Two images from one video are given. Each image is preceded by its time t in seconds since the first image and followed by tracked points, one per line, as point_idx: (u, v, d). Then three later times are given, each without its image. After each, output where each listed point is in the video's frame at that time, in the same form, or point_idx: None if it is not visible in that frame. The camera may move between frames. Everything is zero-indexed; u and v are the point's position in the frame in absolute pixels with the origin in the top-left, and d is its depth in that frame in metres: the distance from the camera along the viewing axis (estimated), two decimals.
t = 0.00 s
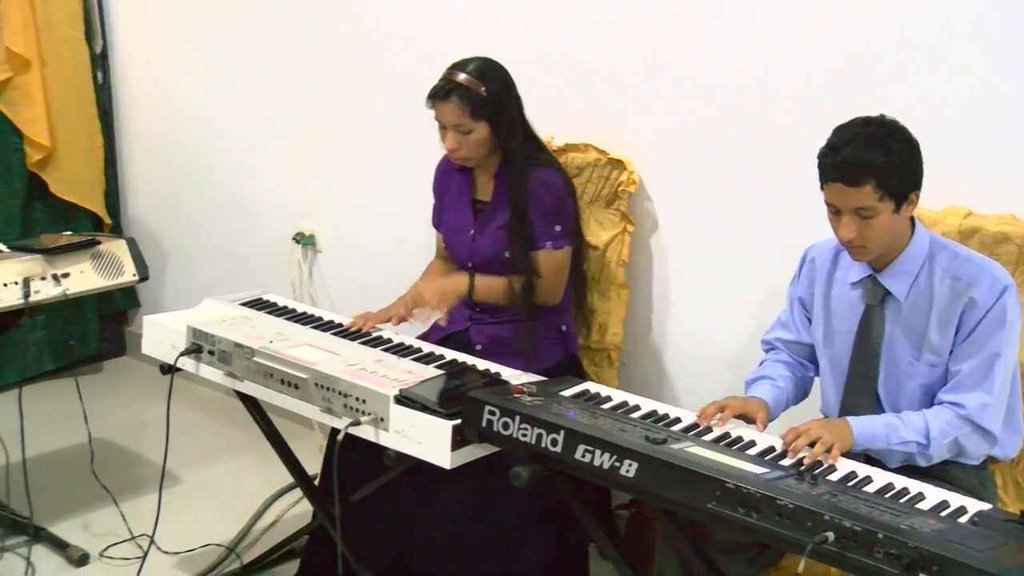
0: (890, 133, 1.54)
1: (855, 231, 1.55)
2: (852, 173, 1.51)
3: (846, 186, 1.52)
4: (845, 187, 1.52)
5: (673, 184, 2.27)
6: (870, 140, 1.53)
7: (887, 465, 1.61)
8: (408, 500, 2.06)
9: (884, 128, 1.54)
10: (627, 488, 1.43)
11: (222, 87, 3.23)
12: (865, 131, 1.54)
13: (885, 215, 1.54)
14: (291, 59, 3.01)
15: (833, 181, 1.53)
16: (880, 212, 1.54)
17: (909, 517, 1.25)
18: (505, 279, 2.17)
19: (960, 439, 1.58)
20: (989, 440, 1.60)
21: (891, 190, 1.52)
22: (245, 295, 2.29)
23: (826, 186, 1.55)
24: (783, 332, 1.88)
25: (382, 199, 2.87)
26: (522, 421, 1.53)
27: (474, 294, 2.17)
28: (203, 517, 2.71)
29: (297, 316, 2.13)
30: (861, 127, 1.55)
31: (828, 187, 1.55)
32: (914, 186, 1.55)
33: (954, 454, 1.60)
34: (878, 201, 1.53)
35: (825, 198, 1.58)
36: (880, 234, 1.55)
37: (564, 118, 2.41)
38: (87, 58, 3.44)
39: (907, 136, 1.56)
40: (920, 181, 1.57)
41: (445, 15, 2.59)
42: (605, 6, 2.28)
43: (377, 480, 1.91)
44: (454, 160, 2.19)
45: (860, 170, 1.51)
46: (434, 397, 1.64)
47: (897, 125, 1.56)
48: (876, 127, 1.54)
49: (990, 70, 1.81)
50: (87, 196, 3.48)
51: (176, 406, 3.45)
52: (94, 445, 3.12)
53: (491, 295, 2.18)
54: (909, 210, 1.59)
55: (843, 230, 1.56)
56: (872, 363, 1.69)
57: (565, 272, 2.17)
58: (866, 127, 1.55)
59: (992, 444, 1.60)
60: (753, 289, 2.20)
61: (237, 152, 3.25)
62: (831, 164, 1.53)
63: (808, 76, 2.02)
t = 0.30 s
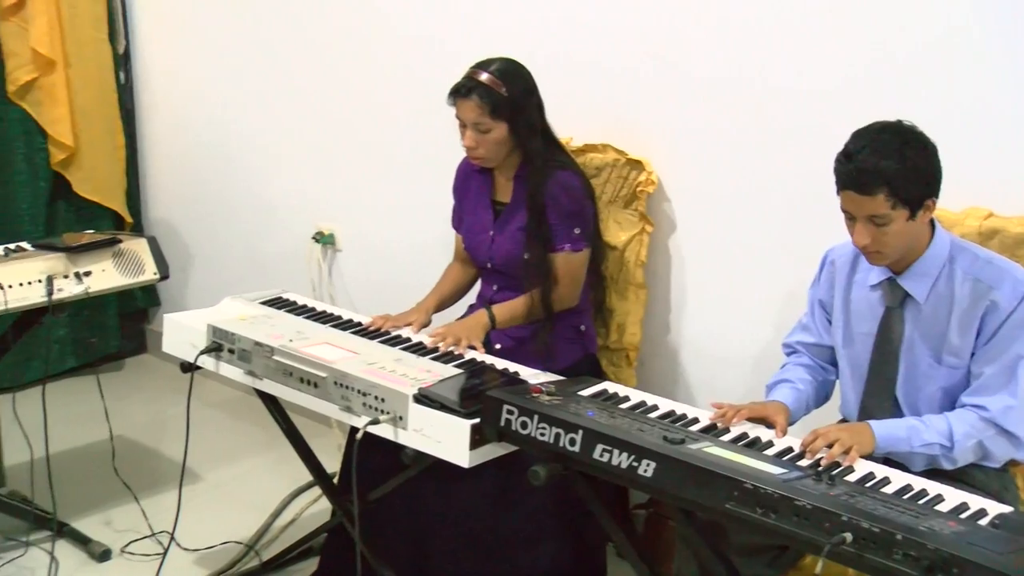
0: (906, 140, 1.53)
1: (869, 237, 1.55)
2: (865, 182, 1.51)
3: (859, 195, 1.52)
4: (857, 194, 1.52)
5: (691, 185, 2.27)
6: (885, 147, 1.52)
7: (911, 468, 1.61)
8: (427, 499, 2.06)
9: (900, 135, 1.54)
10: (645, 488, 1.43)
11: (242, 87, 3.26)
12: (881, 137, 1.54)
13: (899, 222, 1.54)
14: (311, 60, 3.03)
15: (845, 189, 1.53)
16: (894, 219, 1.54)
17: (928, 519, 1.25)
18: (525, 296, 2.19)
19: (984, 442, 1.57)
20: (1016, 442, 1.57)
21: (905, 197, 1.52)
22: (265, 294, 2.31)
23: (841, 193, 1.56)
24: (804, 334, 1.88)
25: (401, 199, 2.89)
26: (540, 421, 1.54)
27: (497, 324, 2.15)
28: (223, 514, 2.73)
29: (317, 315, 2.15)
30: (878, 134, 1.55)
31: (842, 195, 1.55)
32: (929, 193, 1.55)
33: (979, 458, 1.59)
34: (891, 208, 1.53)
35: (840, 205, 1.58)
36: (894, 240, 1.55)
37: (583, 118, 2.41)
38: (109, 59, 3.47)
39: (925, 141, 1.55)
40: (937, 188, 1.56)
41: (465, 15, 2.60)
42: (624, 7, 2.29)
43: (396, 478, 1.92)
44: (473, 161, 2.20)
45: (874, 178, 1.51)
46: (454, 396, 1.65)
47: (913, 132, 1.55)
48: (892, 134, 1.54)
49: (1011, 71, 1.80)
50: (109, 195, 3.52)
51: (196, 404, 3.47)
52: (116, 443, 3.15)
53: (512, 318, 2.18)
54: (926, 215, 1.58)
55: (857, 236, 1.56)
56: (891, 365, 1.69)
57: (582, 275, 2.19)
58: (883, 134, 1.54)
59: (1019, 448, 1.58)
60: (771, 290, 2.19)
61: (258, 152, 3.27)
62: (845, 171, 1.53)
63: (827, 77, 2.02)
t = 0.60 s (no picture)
0: (932, 140, 1.53)
1: (885, 233, 1.56)
2: (888, 177, 1.52)
3: (880, 190, 1.53)
4: (879, 189, 1.53)
5: (715, 186, 2.28)
6: (910, 145, 1.52)
7: (927, 463, 1.63)
8: (452, 495, 2.08)
9: (926, 135, 1.54)
10: (667, 487, 1.44)
11: (270, 88, 3.29)
12: (908, 136, 1.54)
13: (916, 222, 1.54)
14: (338, 61, 3.06)
15: (867, 183, 1.54)
16: (913, 218, 1.54)
17: (951, 521, 1.25)
18: (548, 295, 2.19)
19: (1002, 440, 1.57)
20: None
21: (925, 197, 1.52)
22: (292, 292, 2.34)
23: (864, 187, 1.57)
24: (824, 334, 1.88)
25: (426, 199, 2.91)
26: (564, 420, 1.56)
27: (520, 324, 2.16)
28: (249, 510, 2.76)
29: (342, 313, 2.18)
30: (907, 132, 1.55)
31: (865, 189, 1.56)
32: (952, 195, 1.54)
33: (997, 456, 1.59)
34: (911, 206, 1.53)
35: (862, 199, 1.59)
36: (911, 239, 1.56)
37: (607, 118, 2.42)
38: (140, 59, 3.52)
39: (952, 142, 1.55)
40: (962, 191, 1.56)
41: (492, 17, 2.61)
42: (649, 7, 2.29)
43: (420, 475, 1.94)
44: (497, 157, 2.22)
45: (895, 174, 1.51)
46: (478, 395, 1.67)
47: (943, 134, 1.55)
48: (920, 133, 1.54)
49: None
50: (139, 194, 3.57)
51: (223, 401, 3.52)
52: (144, 438, 3.20)
53: (535, 318, 2.18)
54: (948, 218, 1.58)
55: (874, 231, 1.57)
56: (912, 365, 1.69)
57: (605, 272, 2.20)
58: (910, 133, 1.54)
59: None
60: (794, 291, 2.20)
61: (285, 152, 3.31)
62: (871, 165, 1.54)
63: (853, 78, 2.02)
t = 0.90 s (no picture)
0: (961, 145, 1.53)
1: (924, 242, 1.55)
2: (923, 186, 1.51)
3: (917, 200, 1.52)
4: (916, 199, 1.52)
5: (743, 187, 2.28)
6: (941, 151, 1.52)
7: (956, 466, 1.61)
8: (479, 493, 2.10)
9: (954, 140, 1.54)
10: (693, 486, 1.45)
11: (302, 89, 3.33)
12: (937, 143, 1.54)
13: (956, 227, 1.54)
14: (369, 62, 3.09)
15: (903, 194, 1.53)
16: (951, 224, 1.54)
17: (979, 523, 1.25)
18: (576, 295, 2.21)
19: None
20: None
21: (963, 202, 1.52)
22: (322, 291, 2.37)
23: (896, 198, 1.55)
24: (851, 338, 1.87)
25: (455, 199, 2.93)
26: (591, 418, 1.57)
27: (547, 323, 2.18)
28: (278, 506, 2.80)
29: (372, 312, 2.20)
30: (933, 139, 1.55)
31: (898, 199, 1.55)
32: (986, 199, 1.55)
33: None
34: (949, 213, 1.53)
35: (894, 209, 1.58)
36: (949, 245, 1.55)
37: (634, 120, 2.43)
38: (174, 61, 3.57)
39: (979, 145, 1.55)
40: (993, 194, 1.56)
41: (520, 19, 2.63)
42: (679, 9, 2.30)
43: (448, 473, 1.96)
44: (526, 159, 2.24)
45: (932, 183, 1.51)
46: (506, 393, 1.68)
47: (969, 136, 1.55)
48: (948, 139, 1.54)
49: None
50: (172, 193, 3.62)
51: (253, 398, 3.56)
52: (176, 434, 3.25)
53: (561, 318, 2.20)
54: (981, 221, 1.58)
55: (912, 241, 1.56)
56: (940, 368, 1.69)
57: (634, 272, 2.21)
58: (939, 139, 1.54)
59: None
60: (822, 292, 2.20)
61: (316, 152, 3.34)
62: (903, 176, 1.53)
63: (884, 81, 2.02)
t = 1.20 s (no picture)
0: (989, 146, 1.53)
1: (948, 242, 1.55)
2: (947, 187, 1.51)
3: (941, 200, 1.52)
4: (939, 199, 1.53)
5: (768, 188, 2.29)
6: (967, 152, 1.52)
7: (982, 469, 1.62)
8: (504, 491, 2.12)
9: (981, 141, 1.54)
10: (716, 484, 1.46)
11: (331, 89, 3.37)
12: (962, 144, 1.54)
13: (980, 228, 1.54)
14: (398, 62, 3.11)
15: (926, 194, 1.54)
16: (975, 225, 1.54)
17: (1004, 524, 1.25)
18: (600, 296, 2.22)
19: None
20: None
21: (987, 203, 1.52)
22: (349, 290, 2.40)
23: (921, 198, 1.56)
24: (873, 337, 1.87)
25: (481, 198, 2.96)
26: (615, 417, 1.58)
27: (572, 323, 2.19)
28: (306, 501, 2.84)
29: (399, 310, 2.23)
30: (960, 140, 1.55)
31: (922, 199, 1.55)
32: (1013, 199, 1.55)
33: None
34: (973, 213, 1.53)
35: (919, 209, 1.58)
36: (973, 246, 1.55)
37: (660, 120, 2.44)
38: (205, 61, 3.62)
39: (1008, 146, 1.55)
40: (1021, 193, 1.57)
41: (547, 20, 2.64)
42: (705, 10, 2.31)
43: (473, 470, 1.98)
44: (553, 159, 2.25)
45: (956, 183, 1.51)
46: (530, 391, 1.70)
47: (996, 136, 1.55)
48: (975, 140, 1.54)
49: None
50: (202, 192, 3.67)
51: (281, 395, 3.61)
52: (205, 430, 3.30)
53: (586, 317, 2.21)
54: (1006, 222, 1.59)
55: (936, 241, 1.56)
56: (965, 368, 1.69)
57: (657, 273, 2.22)
58: (965, 140, 1.54)
59: None
60: (847, 292, 2.20)
61: (345, 152, 3.38)
62: (927, 176, 1.54)
63: (911, 80, 2.02)
